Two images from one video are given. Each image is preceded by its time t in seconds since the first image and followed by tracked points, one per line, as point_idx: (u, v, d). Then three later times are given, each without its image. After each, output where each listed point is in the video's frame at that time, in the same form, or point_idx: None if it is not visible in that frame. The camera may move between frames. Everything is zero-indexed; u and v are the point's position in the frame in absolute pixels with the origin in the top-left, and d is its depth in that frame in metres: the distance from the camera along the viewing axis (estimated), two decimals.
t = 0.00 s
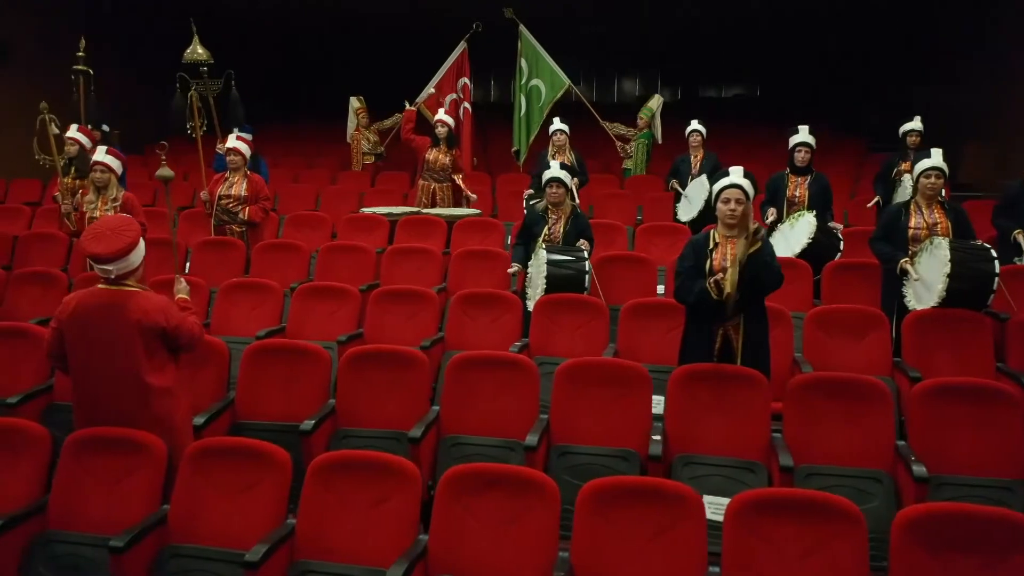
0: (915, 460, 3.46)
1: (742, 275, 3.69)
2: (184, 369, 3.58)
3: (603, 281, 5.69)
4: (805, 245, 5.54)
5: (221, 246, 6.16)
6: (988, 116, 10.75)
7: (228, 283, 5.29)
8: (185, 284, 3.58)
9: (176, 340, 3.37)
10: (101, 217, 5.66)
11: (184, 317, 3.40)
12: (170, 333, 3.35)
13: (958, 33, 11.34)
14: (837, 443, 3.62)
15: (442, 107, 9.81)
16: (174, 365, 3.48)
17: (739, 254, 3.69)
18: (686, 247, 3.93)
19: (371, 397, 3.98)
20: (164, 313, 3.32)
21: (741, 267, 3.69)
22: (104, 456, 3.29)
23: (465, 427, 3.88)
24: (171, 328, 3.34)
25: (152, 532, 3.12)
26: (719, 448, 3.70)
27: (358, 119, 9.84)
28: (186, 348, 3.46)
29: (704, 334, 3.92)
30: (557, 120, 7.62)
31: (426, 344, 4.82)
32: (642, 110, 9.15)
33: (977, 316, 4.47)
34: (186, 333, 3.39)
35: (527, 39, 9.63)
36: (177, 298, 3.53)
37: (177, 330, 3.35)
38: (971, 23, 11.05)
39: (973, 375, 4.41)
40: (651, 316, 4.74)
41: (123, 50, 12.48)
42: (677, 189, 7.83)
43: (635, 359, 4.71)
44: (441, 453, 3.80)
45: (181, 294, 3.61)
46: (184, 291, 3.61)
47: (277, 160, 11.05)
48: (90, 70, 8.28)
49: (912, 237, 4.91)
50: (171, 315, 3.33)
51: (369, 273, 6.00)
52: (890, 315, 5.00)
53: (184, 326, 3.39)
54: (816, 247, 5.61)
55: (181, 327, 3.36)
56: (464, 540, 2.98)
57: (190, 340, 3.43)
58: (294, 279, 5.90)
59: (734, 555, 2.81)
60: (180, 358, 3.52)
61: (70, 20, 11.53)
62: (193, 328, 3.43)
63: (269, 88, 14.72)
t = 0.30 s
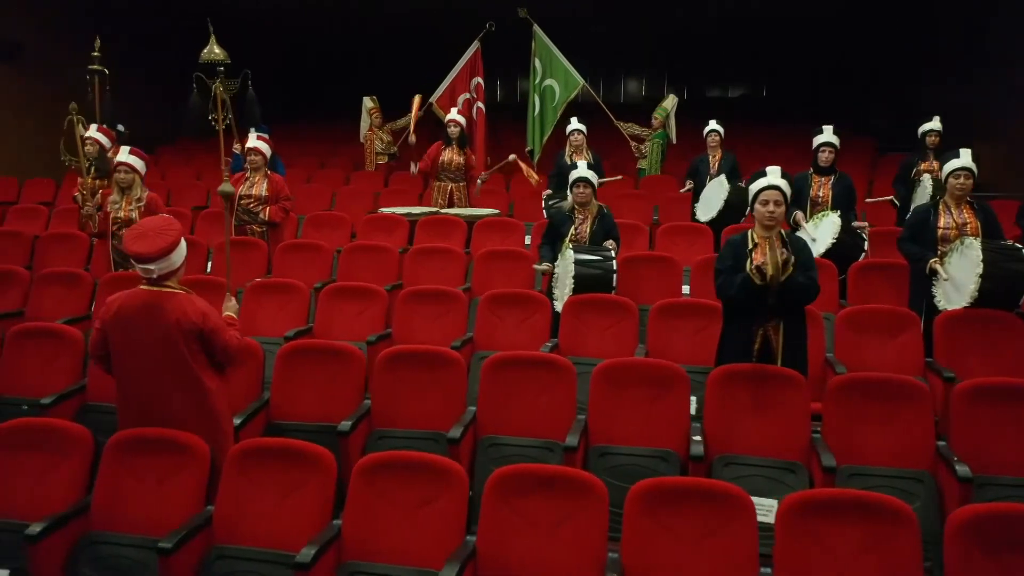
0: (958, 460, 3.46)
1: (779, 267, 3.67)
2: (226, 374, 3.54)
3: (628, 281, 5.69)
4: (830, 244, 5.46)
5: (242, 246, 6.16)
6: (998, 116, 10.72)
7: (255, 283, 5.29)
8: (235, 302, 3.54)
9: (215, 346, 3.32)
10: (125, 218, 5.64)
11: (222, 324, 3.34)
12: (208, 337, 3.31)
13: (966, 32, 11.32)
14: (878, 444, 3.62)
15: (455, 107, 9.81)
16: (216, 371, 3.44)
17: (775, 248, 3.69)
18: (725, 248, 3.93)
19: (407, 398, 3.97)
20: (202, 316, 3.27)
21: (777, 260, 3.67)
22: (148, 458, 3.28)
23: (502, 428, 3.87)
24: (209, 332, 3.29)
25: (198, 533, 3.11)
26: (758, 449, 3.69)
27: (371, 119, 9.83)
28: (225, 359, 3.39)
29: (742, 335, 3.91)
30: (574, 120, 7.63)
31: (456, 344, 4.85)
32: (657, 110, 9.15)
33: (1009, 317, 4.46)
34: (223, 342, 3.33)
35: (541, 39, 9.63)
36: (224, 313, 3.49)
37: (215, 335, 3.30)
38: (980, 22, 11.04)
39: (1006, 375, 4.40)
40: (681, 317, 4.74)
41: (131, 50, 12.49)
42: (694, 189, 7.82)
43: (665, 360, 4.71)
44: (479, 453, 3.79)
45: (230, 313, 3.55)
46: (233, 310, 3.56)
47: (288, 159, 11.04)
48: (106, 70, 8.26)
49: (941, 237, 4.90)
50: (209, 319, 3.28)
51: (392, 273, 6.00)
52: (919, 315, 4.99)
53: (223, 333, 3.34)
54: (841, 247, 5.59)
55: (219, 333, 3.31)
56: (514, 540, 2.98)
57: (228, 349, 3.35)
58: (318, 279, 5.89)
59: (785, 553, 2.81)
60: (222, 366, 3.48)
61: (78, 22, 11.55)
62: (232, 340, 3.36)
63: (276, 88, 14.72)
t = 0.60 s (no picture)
0: (1003, 460, 3.48)
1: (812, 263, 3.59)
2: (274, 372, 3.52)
3: (654, 281, 5.69)
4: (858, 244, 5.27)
5: (266, 246, 6.16)
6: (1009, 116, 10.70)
7: (282, 283, 5.29)
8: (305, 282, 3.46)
9: (264, 343, 3.30)
10: (151, 219, 5.62)
11: (272, 317, 3.31)
12: (258, 333, 3.29)
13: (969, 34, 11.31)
14: (921, 445, 3.63)
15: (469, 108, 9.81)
16: (264, 370, 3.43)
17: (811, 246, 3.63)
18: (762, 249, 3.93)
19: (446, 399, 3.96)
20: (251, 313, 3.28)
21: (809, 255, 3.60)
22: (194, 460, 3.27)
23: (542, 428, 3.87)
24: (258, 327, 3.27)
25: (247, 534, 3.10)
26: (801, 450, 3.68)
27: (385, 119, 9.83)
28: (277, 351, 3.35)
29: (782, 335, 3.92)
30: (593, 120, 7.68)
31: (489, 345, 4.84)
32: (672, 110, 9.15)
33: None
34: (273, 340, 3.32)
35: (555, 39, 9.62)
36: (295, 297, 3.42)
37: (265, 330, 3.28)
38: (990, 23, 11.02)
39: None
40: (714, 317, 4.74)
41: (139, 50, 12.48)
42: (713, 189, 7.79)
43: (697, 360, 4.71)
44: (520, 454, 3.81)
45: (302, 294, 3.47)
46: (304, 294, 3.48)
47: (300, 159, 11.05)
48: (122, 70, 8.24)
49: (972, 237, 4.89)
50: (257, 314, 3.27)
51: (417, 274, 5.99)
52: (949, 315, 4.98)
53: (274, 325, 3.30)
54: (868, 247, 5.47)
55: (270, 327, 3.28)
56: (567, 538, 2.97)
57: (282, 340, 3.31)
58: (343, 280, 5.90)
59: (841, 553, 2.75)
60: (270, 364, 3.47)
61: (87, 24, 11.56)
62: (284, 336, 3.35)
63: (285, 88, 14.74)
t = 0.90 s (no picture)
0: None
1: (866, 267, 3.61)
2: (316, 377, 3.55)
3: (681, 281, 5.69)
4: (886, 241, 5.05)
5: (291, 247, 6.17)
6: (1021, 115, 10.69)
7: (312, 284, 5.28)
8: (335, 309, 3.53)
9: (311, 346, 3.33)
10: (179, 219, 5.62)
11: (317, 326, 3.35)
12: (304, 339, 3.33)
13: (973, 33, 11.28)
14: (965, 445, 3.63)
15: (484, 108, 9.81)
16: (309, 374, 3.45)
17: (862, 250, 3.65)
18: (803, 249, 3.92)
19: (486, 400, 3.96)
20: (300, 317, 3.30)
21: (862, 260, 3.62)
22: (243, 462, 3.26)
23: (584, 430, 3.87)
24: (305, 334, 3.31)
25: (300, 535, 3.10)
26: (846, 451, 3.69)
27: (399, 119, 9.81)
28: (317, 362, 3.39)
29: (824, 336, 3.93)
30: (614, 120, 7.68)
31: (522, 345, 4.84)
32: (688, 111, 9.17)
33: None
34: (319, 343, 3.34)
35: (571, 39, 9.62)
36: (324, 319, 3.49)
37: (310, 338, 3.32)
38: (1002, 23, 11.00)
39: None
40: (747, 318, 4.74)
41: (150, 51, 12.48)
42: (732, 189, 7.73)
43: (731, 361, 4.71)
44: (562, 454, 3.79)
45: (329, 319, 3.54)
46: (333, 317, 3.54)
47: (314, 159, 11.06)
48: (140, 70, 8.22)
49: (1005, 237, 4.87)
50: (305, 320, 3.30)
51: (443, 274, 5.99)
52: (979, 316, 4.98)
53: (317, 336, 3.35)
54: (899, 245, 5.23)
55: (315, 335, 3.33)
56: (622, 540, 2.97)
57: (322, 351, 3.36)
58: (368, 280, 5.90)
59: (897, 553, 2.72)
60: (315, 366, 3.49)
61: (98, 24, 11.56)
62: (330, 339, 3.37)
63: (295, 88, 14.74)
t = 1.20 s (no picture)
0: None
1: (915, 283, 3.65)
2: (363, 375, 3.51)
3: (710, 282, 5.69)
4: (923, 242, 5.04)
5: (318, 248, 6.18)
6: None
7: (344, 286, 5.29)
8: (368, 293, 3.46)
9: (362, 346, 3.30)
10: (208, 220, 5.62)
11: (369, 324, 3.31)
12: (356, 339, 3.29)
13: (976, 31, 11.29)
14: (1012, 446, 3.64)
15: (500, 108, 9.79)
16: (357, 374, 3.41)
17: (912, 263, 3.66)
18: (847, 249, 3.90)
19: (530, 401, 3.95)
20: (352, 318, 3.26)
21: (912, 275, 3.64)
22: (297, 463, 3.25)
23: (629, 430, 3.86)
24: (358, 334, 3.27)
25: (357, 538, 3.09)
26: (893, 451, 3.69)
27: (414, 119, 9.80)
28: (367, 358, 3.36)
29: (870, 335, 3.91)
30: (636, 121, 7.66)
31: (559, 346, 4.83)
32: (705, 111, 9.17)
33: None
34: (371, 341, 3.30)
35: (588, 39, 9.62)
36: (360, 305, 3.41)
37: (363, 336, 3.28)
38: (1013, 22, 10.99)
39: None
40: (782, 319, 4.74)
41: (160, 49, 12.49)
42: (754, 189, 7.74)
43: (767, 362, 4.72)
44: (608, 455, 3.79)
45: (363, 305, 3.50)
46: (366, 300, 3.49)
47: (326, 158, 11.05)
48: (158, 69, 8.22)
49: None
50: (358, 320, 3.27)
51: (470, 275, 5.99)
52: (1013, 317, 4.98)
53: (370, 333, 3.31)
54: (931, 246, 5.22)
55: (368, 334, 3.29)
56: (680, 541, 2.97)
57: (374, 348, 3.33)
58: (396, 281, 5.90)
59: (961, 551, 2.70)
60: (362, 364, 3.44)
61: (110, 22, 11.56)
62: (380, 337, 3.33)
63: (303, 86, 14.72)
